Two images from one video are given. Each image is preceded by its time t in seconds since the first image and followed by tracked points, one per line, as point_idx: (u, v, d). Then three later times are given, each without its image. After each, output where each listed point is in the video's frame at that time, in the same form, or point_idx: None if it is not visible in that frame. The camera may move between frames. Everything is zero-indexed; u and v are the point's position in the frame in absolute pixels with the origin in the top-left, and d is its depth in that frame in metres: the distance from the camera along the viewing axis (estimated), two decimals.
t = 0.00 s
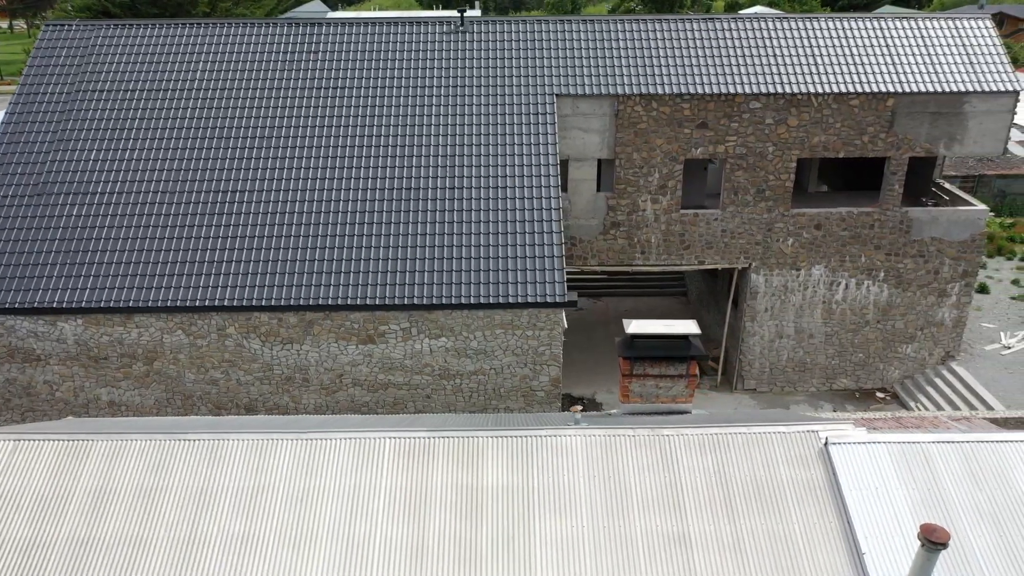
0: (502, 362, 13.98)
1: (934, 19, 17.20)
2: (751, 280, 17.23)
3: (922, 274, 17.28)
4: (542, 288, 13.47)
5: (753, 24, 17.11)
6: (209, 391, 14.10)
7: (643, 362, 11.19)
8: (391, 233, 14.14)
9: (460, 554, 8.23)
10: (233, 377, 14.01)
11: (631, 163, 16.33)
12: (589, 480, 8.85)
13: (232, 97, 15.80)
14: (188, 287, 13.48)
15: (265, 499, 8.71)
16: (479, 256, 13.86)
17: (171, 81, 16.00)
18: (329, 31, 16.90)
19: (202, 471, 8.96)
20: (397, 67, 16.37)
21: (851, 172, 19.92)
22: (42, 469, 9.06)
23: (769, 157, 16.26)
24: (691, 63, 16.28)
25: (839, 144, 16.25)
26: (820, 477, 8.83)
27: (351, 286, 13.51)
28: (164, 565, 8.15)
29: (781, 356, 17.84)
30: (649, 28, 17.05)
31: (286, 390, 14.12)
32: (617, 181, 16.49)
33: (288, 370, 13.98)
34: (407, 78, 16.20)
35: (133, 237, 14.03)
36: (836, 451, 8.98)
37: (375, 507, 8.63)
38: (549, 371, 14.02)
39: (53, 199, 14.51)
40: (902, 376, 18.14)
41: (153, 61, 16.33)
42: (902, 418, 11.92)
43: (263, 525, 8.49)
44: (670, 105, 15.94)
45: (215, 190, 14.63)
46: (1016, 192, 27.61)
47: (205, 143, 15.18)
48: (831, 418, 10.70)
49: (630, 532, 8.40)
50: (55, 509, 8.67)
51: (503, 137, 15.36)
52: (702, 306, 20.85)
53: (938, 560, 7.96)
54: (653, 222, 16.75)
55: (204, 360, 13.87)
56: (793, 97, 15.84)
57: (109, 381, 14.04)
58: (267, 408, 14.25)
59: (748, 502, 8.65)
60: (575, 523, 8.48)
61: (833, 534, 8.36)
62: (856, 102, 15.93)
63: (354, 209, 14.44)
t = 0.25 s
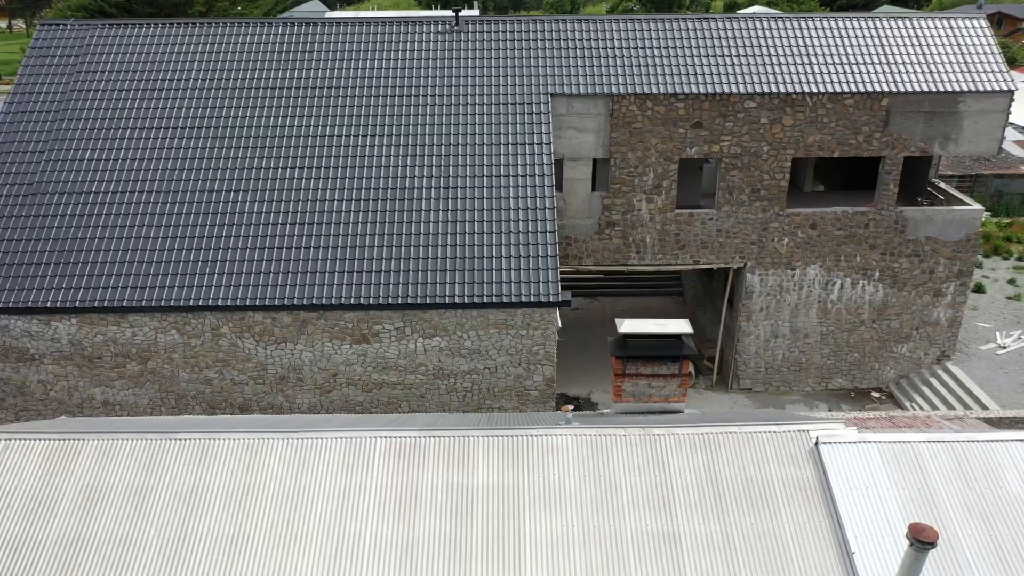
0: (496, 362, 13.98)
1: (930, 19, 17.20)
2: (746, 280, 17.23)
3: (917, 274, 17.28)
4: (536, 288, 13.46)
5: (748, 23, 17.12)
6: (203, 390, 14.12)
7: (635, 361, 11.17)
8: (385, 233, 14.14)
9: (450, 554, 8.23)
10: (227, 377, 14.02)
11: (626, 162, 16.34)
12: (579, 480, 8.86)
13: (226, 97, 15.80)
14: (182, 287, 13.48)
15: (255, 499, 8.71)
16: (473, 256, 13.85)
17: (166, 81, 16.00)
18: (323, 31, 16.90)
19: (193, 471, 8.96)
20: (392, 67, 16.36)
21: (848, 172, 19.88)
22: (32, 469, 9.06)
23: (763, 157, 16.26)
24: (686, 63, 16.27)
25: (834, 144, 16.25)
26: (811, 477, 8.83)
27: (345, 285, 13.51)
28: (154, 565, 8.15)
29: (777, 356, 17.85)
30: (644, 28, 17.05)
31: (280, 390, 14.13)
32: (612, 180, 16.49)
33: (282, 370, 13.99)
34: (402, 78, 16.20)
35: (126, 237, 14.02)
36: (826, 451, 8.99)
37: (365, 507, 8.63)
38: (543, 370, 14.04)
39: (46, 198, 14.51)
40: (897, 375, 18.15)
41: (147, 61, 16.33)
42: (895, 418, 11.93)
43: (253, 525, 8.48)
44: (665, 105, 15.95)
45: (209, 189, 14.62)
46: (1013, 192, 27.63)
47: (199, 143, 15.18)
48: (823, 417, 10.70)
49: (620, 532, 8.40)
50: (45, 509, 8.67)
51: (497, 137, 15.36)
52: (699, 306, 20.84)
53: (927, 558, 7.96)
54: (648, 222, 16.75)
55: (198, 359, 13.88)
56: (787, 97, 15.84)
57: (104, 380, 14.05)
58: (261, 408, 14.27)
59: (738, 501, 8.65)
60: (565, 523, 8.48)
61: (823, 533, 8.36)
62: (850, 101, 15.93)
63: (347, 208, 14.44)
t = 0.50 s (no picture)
0: (490, 361, 13.97)
1: (925, 18, 17.19)
2: (742, 279, 17.22)
3: (913, 273, 17.27)
4: (530, 288, 13.45)
5: (743, 23, 17.11)
6: (197, 390, 14.11)
7: (628, 361, 11.15)
8: (379, 232, 14.12)
9: (440, 555, 8.21)
10: (221, 376, 14.01)
11: (621, 162, 16.33)
12: (570, 480, 8.84)
13: (221, 97, 15.79)
14: (175, 287, 13.46)
15: (246, 499, 8.69)
16: (467, 256, 13.83)
17: (161, 81, 15.99)
18: (318, 31, 16.89)
19: (183, 470, 8.94)
20: (386, 67, 16.35)
21: (844, 172, 19.86)
22: (23, 469, 9.05)
23: (759, 157, 16.25)
24: (682, 63, 16.26)
25: (829, 144, 16.24)
26: (802, 477, 8.82)
27: (339, 285, 13.50)
28: (144, 565, 8.14)
29: (772, 356, 17.84)
30: (640, 27, 17.04)
31: (274, 390, 14.12)
32: (607, 180, 16.48)
33: (276, 370, 13.98)
34: (396, 78, 16.18)
35: (120, 236, 14.00)
36: (818, 451, 8.97)
37: (356, 507, 8.62)
38: (537, 370, 14.03)
39: (40, 198, 14.49)
40: (893, 375, 18.14)
41: (142, 60, 16.31)
42: (889, 418, 11.92)
43: (243, 525, 8.47)
44: (660, 105, 15.94)
45: (203, 189, 14.60)
46: (1010, 192, 27.65)
47: (193, 142, 15.17)
48: (815, 417, 10.68)
49: (611, 532, 8.39)
50: (35, 509, 8.66)
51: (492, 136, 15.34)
52: (695, 305, 20.82)
53: (917, 558, 7.95)
54: (643, 222, 16.74)
55: (192, 359, 13.87)
56: (783, 96, 15.83)
57: (98, 380, 14.04)
58: (255, 407, 14.26)
59: (729, 501, 8.63)
60: (556, 522, 8.47)
61: (814, 533, 8.35)
62: (845, 101, 15.92)
63: (342, 208, 14.42)
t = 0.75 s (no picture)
0: (486, 361, 13.97)
1: (922, 18, 17.18)
2: (738, 279, 17.21)
3: (909, 273, 17.26)
4: (525, 288, 13.45)
5: (739, 23, 17.11)
6: (193, 390, 14.10)
7: (622, 361, 11.14)
8: (374, 233, 14.12)
9: (432, 555, 8.21)
10: (216, 376, 14.01)
11: (617, 162, 16.32)
12: (563, 479, 8.84)
13: (216, 96, 15.78)
14: (170, 287, 13.45)
15: (238, 499, 8.69)
16: (462, 256, 13.82)
17: (157, 81, 15.98)
18: (315, 31, 16.89)
19: (176, 470, 8.94)
20: (382, 66, 16.34)
21: (840, 172, 19.86)
22: (15, 469, 9.04)
23: (755, 157, 16.24)
24: (678, 63, 16.26)
25: (825, 144, 16.24)
26: (795, 476, 8.81)
27: (335, 285, 13.50)
28: (136, 564, 8.14)
29: (769, 356, 17.83)
30: (635, 27, 17.04)
31: (270, 390, 14.11)
32: (603, 180, 16.47)
33: (271, 370, 13.97)
34: (392, 78, 16.18)
35: (115, 236, 13.99)
36: (811, 451, 8.97)
37: (348, 507, 8.61)
38: (532, 370, 14.03)
39: (36, 198, 14.48)
40: (890, 375, 18.13)
41: (138, 60, 16.31)
42: (884, 418, 11.91)
43: (235, 525, 8.47)
44: (656, 105, 15.93)
45: (198, 189, 14.59)
46: (1007, 192, 27.66)
47: (189, 142, 15.16)
48: (809, 417, 10.67)
49: (603, 532, 8.38)
50: (27, 509, 8.66)
51: (488, 136, 15.33)
52: (692, 306, 20.82)
53: (909, 558, 7.93)
54: (640, 222, 16.74)
55: (187, 359, 13.86)
56: (778, 96, 15.82)
57: (93, 380, 14.04)
58: (250, 407, 14.25)
59: (722, 501, 8.63)
60: (548, 522, 8.46)
61: (806, 533, 8.34)
62: (841, 101, 15.91)
63: (337, 208, 14.41)
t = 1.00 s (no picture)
0: (481, 361, 13.95)
1: (917, 17, 17.17)
2: (734, 279, 17.20)
3: (905, 273, 17.25)
4: (520, 288, 13.44)
5: (734, 23, 17.10)
6: (187, 390, 14.09)
7: (617, 361, 11.14)
8: (369, 233, 14.10)
9: (424, 555, 8.20)
10: (211, 376, 14.00)
11: (613, 162, 16.31)
12: (555, 480, 8.82)
13: (212, 96, 15.77)
14: (165, 287, 13.43)
15: (230, 499, 8.67)
16: (457, 256, 13.80)
17: (152, 81, 15.97)
18: (311, 31, 16.88)
19: (167, 470, 8.92)
20: (378, 66, 16.33)
21: (836, 172, 19.85)
22: (7, 469, 9.03)
23: (750, 157, 16.23)
24: (673, 63, 16.25)
25: (821, 143, 16.23)
26: (787, 476, 8.80)
27: (329, 285, 13.48)
28: (127, 565, 8.13)
29: (765, 356, 17.81)
30: (631, 27, 17.05)
31: (264, 390, 14.10)
32: (599, 180, 16.46)
33: (266, 370, 13.96)
34: (388, 77, 16.16)
35: (109, 236, 13.98)
36: (804, 451, 8.95)
37: (340, 507, 8.60)
38: (527, 370, 14.02)
39: (30, 198, 14.46)
40: (886, 375, 18.12)
41: (133, 60, 16.30)
42: (878, 418, 11.90)
43: (226, 525, 8.45)
44: (651, 104, 15.92)
45: (193, 189, 14.57)
46: (1005, 192, 27.65)
47: (184, 142, 15.14)
48: (803, 417, 10.65)
49: (595, 532, 8.37)
50: (19, 509, 8.65)
51: (483, 136, 15.31)
52: (688, 306, 20.80)
53: (901, 558, 7.92)
54: (636, 222, 16.73)
55: (182, 359, 13.85)
56: (774, 96, 15.80)
57: (88, 380, 14.03)
58: (245, 407, 14.24)
59: (714, 501, 8.61)
60: (540, 522, 8.44)
61: (799, 534, 8.32)
62: (837, 101, 15.90)
63: (331, 208, 14.39)
